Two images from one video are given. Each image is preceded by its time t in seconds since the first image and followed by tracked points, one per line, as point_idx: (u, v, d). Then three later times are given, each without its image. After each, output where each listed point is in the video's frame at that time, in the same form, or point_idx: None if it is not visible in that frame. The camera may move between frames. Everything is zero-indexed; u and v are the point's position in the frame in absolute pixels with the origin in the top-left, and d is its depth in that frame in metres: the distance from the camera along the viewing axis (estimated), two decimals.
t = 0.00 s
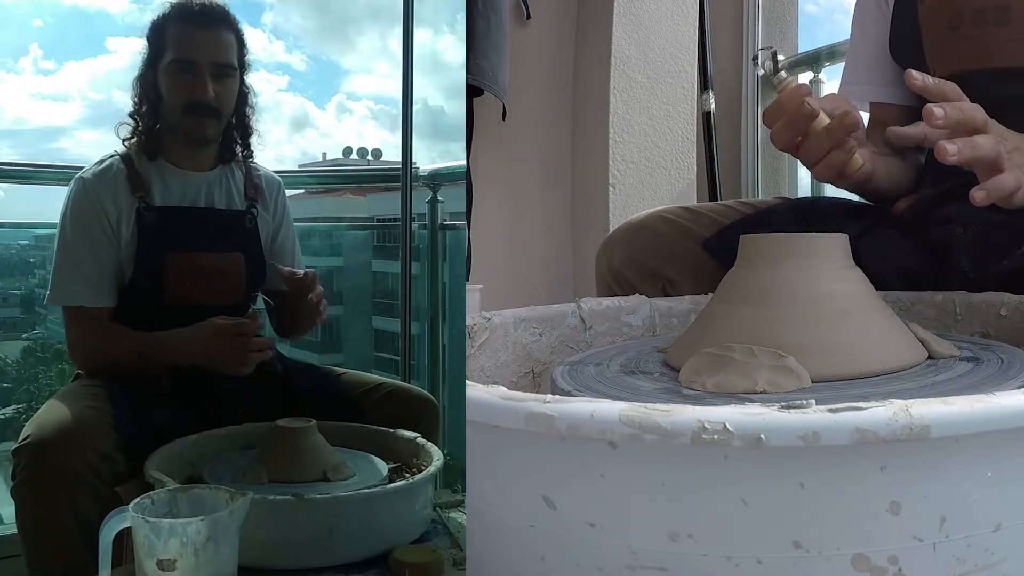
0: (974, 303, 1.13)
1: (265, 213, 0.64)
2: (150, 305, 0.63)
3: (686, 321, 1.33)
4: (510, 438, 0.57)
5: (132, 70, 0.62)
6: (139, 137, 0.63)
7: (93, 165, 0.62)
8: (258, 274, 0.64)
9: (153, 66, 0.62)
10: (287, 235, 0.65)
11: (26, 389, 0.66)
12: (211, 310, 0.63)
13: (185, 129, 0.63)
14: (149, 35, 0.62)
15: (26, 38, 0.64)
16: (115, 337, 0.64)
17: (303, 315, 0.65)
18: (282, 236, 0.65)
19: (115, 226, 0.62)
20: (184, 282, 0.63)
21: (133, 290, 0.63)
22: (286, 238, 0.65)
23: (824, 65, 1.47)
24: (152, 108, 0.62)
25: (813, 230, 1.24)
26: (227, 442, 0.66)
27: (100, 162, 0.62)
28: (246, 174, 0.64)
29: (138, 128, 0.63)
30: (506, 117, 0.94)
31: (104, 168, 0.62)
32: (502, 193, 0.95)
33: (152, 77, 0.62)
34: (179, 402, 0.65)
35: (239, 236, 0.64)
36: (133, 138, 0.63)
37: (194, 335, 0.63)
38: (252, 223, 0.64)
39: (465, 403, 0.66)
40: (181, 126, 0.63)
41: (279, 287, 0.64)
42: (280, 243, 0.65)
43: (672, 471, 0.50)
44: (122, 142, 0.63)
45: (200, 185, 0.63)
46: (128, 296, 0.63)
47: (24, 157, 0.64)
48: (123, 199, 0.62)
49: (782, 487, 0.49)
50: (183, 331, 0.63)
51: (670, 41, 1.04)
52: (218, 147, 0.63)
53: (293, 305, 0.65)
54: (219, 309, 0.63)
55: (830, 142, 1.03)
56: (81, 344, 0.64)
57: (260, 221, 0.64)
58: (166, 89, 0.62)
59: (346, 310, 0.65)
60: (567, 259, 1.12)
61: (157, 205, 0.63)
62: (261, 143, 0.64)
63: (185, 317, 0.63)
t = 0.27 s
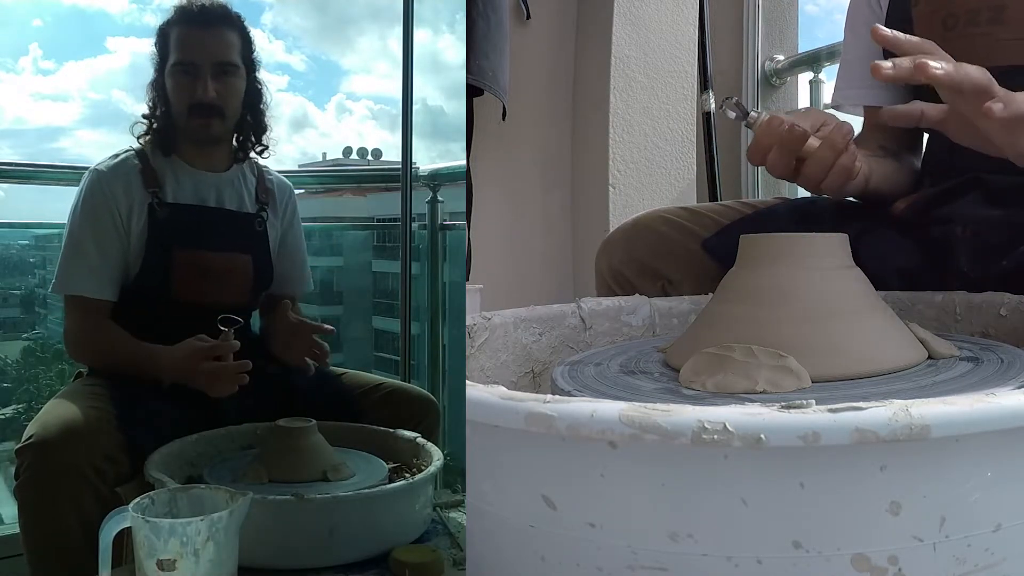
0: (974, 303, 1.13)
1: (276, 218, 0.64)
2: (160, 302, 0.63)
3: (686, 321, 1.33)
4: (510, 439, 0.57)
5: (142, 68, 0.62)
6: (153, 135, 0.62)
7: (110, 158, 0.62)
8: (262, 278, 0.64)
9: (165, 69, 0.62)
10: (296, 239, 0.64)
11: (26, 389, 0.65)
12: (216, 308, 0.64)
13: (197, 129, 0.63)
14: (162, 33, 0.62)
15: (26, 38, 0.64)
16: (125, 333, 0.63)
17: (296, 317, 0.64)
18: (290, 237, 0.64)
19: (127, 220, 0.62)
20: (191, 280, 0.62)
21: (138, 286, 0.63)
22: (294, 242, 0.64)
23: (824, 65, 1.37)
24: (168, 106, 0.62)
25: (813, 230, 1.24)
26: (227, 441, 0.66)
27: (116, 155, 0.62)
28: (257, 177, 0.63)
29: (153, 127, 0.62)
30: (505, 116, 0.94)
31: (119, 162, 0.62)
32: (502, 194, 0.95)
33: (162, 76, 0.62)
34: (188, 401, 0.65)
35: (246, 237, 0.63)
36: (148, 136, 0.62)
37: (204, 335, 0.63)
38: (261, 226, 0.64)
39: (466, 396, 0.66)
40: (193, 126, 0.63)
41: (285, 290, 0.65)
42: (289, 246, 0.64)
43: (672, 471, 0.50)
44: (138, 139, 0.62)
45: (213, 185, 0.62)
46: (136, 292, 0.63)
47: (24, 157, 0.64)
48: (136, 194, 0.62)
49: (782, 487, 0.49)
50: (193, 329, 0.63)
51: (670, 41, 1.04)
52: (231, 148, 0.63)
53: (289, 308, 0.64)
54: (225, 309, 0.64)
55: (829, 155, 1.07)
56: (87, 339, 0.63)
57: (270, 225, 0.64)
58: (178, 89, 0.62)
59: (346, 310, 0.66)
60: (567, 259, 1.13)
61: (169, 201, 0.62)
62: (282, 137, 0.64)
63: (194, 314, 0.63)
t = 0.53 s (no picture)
0: (974, 303, 1.13)
1: (277, 219, 0.64)
2: (162, 304, 0.63)
3: (686, 321, 1.33)
4: (510, 439, 0.57)
5: (145, 71, 0.62)
6: (154, 137, 0.63)
7: (112, 160, 0.62)
8: (264, 278, 0.64)
9: (167, 70, 0.62)
10: (297, 240, 0.64)
11: (26, 389, 0.65)
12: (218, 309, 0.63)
13: (199, 132, 0.63)
14: (163, 35, 0.62)
15: (26, 38, 0.63)
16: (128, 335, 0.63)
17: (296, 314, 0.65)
18: (292, 238, 0.64)
19: (128, 222, 0.62)
20: (193, 282, 0.63)
21: (138, 287, 0.63)
22: (295, 243, 0.64)
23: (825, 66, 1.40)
24: (170, 109, 0.62)
25: (813, 229, 1.24)
26: (227, 441, 0.66)
27: (118, 158, 0.62)
28: (258, 178, 0.63)
29: (154, 129, 0.63)
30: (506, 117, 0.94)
31: (121, 164, 0.62)
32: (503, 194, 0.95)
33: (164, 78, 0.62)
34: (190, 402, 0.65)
35: (247, 238, 0.63)
36: (149, 138, 0.63)
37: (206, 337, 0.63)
38: (262, 228, 0.63)
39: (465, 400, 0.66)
40: (194, 129, 0.63)
41: (288, 291, 0.65)
42: (290, 247, 0.64)
43: (672, 471, 0.50)
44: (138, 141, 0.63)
45: (215, 186, 0.63)
46: (137, 294, 0.63)
47: (24, 157, 0.64)
48: (138, 195, 0.62)
49: (782, 487, 0.49)
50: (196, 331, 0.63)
51: (670, 42, 1.04)
52: (234, 150, 0.63)
53: (289, 309, 0.65)
54: (224, 309, 0.64)
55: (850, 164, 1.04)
56: (88, 341, 0.64)
57: (270, 226, 0.64)
58: (180, 92, 0.62)
59: (346, 310, 0.66)
60: (567, 259, 1.13)
61: (171, 202, 0.62)
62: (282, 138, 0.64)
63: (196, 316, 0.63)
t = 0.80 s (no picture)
0: (974, 303, 1.14)
1: (271, 217, 0.64)
2: (157, 305, 0.63)
3: (686, 321, 1.33)
4: (510, 439, 0.57)
5: (143, 74, 0.62)
6: (149, 139, 0.63)
7: (104, 162, 0.62)
8: (259, 278, 0.63)
9: (161, 71, 0.62)
10: (293, 237, 0.65)
11: (26, 389, 0.65)
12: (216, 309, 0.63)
13: (197, 136, 0.63)
14: (159, 38, 0.62)
15: (26, 38, 0.63)
16: (123, 336, 0.63)
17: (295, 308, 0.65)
18: (288, 236, 0.64)
19: (123, 224, 0.62)
20: (188, 283, 0.62)
21: (135, 289, 0.63)
22: (291, 240, 0.64)
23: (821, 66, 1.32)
24: (163, 111, 0.63)
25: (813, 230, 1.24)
26: (228, 442, 0.66)
27: (111, 160, 0.62)
28: (252, 176, 0.64)
29: (148, 131, 0.63)
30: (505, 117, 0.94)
31: (114, 166, 0.62)
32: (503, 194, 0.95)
33: (160, 80, 0.62)
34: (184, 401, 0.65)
35: (243, 237, 0.64)
36: (142, 141, 0.63)
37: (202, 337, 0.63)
38: (258, 225, 0.64)
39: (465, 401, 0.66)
40: (195, 135, 0.63)
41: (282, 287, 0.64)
42: (285, 245, 0.64)
43: (672, 471, 0.50)
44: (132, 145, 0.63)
45: (208, 187, 0.63)
46: (134, 295, 0.63)
47: (23, 157, 0.64)
48: (132, 197, 0.62)
49: (782, 487, 0.49)
50: (191, 332, 0.63)
51: (671, 45, 1.05)
52: (227, 150, 0.63)
53: (284, 307, 0.64)
54: (222, 309, 0.63)
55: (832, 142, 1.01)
56: (82, 344, 0.64)
57: (266, 223, 0.64)
58: (175, 94, 0.62)
59: (346, 310, 0.66)
60: (567, 259, 1.13)
61: (165, 204, 0.63)
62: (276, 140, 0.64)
63: (192, 318, 0.63)
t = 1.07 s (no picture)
0: (974, 303, 1.13)
1: (266, 213, 0.64)
2: (152, 304, 0.63)
3: (686, 321, 1.33)
4: (510, 439, 0.57)
5: (139, 74, 0.62)
6: (143, 138, 0.63)
7: (98, 163, 0.62)
8: (256, 275, 0.64)
9: (156, 69, 0.62)
10: (289, 233, 0.65)
11: (26, 389, 0.66)
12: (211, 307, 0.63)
13: (194, 136, 0.63)
14: (155, 35, 0.62)
15: (26, 38, 0.63)
16: (120, 335, 0.64)
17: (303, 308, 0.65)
18: (283, 233, 0.64)
19: (118, 224, 0.62)
20: (184, 282, 0.63)
21: (133, 290, 0.63)
22: (287, 237, 0.65)
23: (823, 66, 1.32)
24: (156, 109, 0.63)
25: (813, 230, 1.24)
26: (227, 442, 0.66)
27: (105, 160, 0.63)
28: (245, 172, 0.64)
29: (143, 131, 0.63)
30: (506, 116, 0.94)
31: (108, 167, 0.62)
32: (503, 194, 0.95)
33: (155, 79, 0.62)
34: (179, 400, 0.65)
35: (239, 235, 0.64)
36: (137, 140, 0.63)
37: (198, 335, 0.64)
38: (253, 221, 0.64)
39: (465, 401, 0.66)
40: (190, 130, 0.63)
41: (279, 283, 0.64)
42: (282, 242, 0.64)
43: (672, 471, 0.50)
44: (127, 143, 0.63)
45: (201, 185, 0.63)
46: (132, 294, 0.63)
47: (23, 157, 0.64)
48: (127, 197, 0.62)
49: (782, 487, 0.49)
50: (186, 330, 0.64)
51: (671, 44, 1.05)
52: (220, 148, 0.63)
53: (283, 304, 0.65)
54: (218, 308, 0.63)
55: (840, 155, 1.06)
56: (78, 345, 0.64)
57: (261, 219, 0.64)
58: (170, 94, 0.63)
59: (346, 310, 0.66)
60: (567, 259, 1.13)
61: (160, 203, 0.63)
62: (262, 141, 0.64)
63: (186, 316, 0.63)
